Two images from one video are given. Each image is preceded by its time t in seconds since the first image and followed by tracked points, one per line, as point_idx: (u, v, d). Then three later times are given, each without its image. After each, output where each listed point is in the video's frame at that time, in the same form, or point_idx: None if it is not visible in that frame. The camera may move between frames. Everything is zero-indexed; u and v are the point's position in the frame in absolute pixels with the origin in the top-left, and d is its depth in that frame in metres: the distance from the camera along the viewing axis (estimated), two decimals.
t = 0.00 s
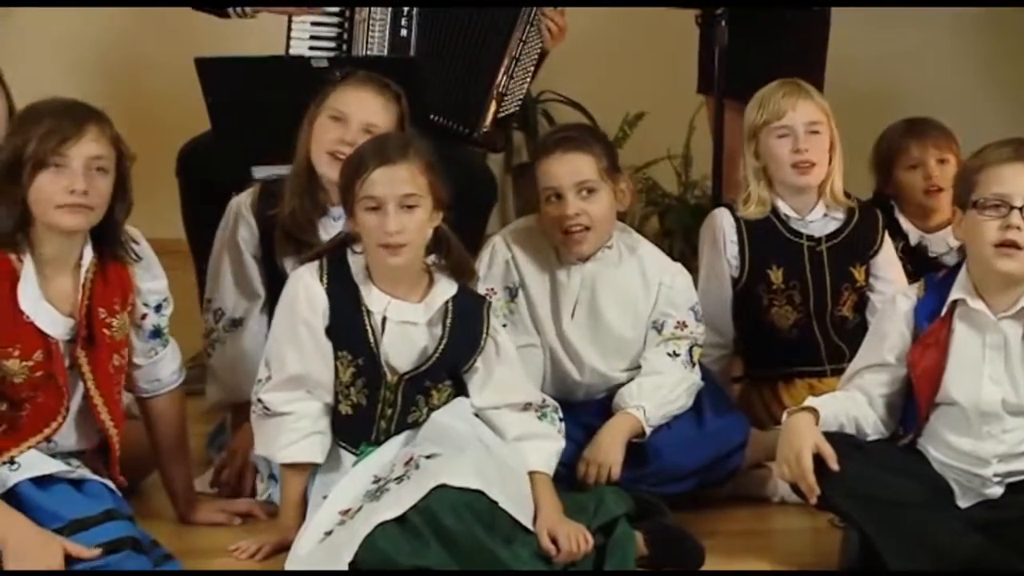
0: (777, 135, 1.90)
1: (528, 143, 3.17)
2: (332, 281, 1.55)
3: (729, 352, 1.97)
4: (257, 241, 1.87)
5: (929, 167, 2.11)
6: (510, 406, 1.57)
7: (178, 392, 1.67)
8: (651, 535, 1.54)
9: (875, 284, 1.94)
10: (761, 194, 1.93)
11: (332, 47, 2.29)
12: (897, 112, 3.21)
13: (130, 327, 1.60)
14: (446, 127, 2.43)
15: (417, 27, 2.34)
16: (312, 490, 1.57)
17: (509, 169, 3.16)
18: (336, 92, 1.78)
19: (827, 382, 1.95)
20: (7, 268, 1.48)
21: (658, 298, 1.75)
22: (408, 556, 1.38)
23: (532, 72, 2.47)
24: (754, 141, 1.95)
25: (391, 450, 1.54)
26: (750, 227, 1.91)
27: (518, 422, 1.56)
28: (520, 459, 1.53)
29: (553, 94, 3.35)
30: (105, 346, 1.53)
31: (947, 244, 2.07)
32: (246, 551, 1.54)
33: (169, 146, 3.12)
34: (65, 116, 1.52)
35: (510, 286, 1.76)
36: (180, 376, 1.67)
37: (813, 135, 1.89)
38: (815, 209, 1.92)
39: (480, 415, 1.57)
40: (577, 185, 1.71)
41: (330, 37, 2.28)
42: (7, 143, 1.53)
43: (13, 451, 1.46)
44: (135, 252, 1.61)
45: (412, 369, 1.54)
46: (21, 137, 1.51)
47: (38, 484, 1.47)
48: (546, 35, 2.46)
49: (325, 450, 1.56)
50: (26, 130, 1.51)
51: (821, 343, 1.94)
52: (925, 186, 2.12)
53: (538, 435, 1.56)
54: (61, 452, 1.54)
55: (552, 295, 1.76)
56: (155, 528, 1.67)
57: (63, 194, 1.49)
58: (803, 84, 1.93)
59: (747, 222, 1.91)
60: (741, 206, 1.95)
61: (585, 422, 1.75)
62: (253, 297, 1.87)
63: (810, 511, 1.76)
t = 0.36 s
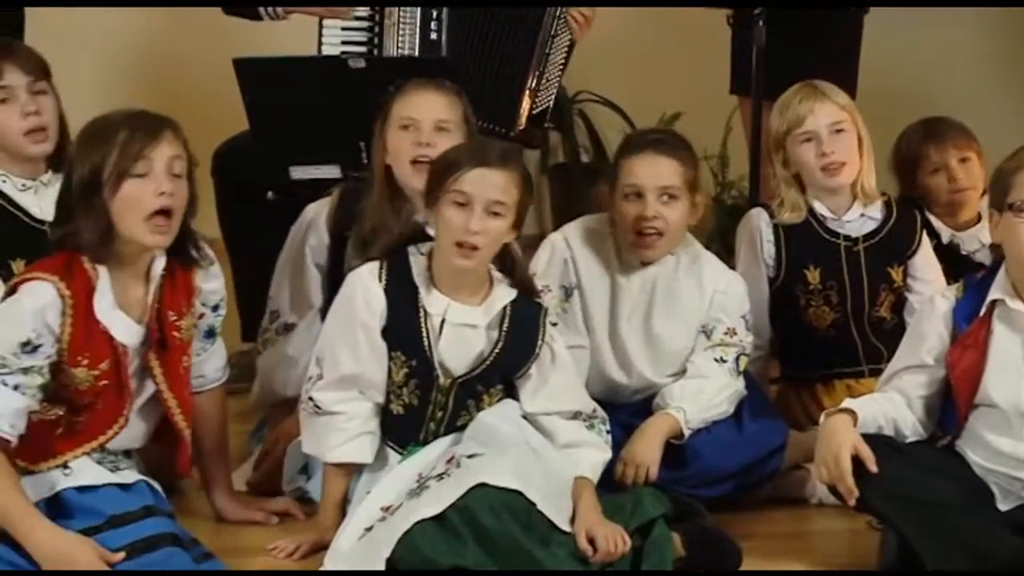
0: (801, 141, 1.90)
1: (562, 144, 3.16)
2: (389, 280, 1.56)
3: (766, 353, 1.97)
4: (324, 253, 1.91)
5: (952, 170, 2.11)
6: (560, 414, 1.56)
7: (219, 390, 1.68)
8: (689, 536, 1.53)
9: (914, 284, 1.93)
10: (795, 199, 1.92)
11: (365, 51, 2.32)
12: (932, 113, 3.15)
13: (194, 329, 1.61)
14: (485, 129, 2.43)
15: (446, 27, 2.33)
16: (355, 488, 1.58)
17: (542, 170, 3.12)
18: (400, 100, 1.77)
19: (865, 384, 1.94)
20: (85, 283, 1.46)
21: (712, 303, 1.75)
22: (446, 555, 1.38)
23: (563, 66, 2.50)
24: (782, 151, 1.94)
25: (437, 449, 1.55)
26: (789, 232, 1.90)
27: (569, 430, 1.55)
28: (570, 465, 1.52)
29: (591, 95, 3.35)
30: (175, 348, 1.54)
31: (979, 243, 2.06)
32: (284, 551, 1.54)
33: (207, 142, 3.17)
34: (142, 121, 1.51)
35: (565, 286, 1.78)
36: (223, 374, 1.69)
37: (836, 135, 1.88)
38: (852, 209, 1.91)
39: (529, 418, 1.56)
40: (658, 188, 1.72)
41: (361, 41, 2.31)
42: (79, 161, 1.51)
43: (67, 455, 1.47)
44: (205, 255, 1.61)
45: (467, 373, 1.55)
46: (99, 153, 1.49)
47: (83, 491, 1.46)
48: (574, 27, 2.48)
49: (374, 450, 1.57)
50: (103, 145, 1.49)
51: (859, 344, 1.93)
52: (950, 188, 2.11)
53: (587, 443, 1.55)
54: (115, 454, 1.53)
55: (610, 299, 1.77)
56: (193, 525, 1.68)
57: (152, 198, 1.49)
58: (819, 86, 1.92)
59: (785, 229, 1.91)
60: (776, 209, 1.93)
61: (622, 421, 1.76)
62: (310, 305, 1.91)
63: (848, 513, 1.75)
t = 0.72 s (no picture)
0: (855, 139, 1.88)
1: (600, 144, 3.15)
2: (432, 278, 1.55)
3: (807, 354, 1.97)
4: (374, 257, 1.93)
5: (991, 174, 2.10)
6: (600, 416, 1.56)
7: (272, 393, 1.69)
8: (727, 538, 1.52)
9: (956, 285, 1.93)
10: (838, 199, 1.90)
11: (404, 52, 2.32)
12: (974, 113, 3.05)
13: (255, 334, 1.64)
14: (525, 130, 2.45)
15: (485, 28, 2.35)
16: (391, 490, 1.58)
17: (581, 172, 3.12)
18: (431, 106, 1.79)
19: (906, 386, 1.92)
20: (147, 291, 1.46)
21: (765, 307, 1.75)
22: (478, 551, 1.38)
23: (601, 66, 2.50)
24: (832, 146, 1.91)
25: (474, 450, 1.55)
26: (830, 234, 1.89)
27: (610, 431, 1.55)
28: (609, 466, 1.52)
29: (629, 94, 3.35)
30: (239, 356, 1.54)
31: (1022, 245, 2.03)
32: (322, 549, 1.54)
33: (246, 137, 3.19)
34: (198, 129, 1.54)
35: (626, 284, 1.78)
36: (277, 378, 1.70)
37: (892, 136, 1.86)
38: (896, 209, 1.90)
39: (568, 419, 1.56)
40: (732, 189, 1.71)
41: (401, 43, 2.31)
42: (137, 173, 1.54)
43: (119, 460, 1.48)
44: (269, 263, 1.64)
45: (507, 374, 1.55)
46: (158, 162, 1.51)
47: (128, 492, 1.47)
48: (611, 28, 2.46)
49: (410, 451, 1.58)
50: (161, 154, 1.52)
51: (900, 344, 1.92)
52: (990, 193, 2.10)
53: (626, 444, 1.55)
54: (166, 460, 1.52)
55: (672, 299, 1.77)
56: (232, 524, 1.68)
57: (215, 205, 1.50)
58: (877, 84, 1.90)
59: (826, 229, 1.90)
60: (817, 208, 1.92)
61: (657, 417, 1.75)
62: (359, 305, 1.93)
63: (887, 515, 1.74)
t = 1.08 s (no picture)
0: (911, 133, 1.86)
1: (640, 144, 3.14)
2: (450, 279, 1.55)
3: (847, 356, 1.95)
4: (389, 262, 1.89)
5: None
6: (628, 411, 1.55)
7: (308, 394, 1.70)
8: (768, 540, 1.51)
9: (999, 288, 1.90)
10: (884, 191, 1.89)
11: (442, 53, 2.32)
12: None
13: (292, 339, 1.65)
14: (560, 130, 2.45)
15: (526, 31, 2.35)
16: (429, 490, 1.59)
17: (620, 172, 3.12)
18: (432, 107, 1.81)
19: (948, 388, 1.89)
20: (185, 307, 1.47)
21: (798, 307, 1.73)
22: (520, 553, 1.38)
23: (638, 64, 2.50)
24: (886, 136, 1.89)
25: (506, 452, 1.54)
26: (872, 230, 1.88)
27: (639, 427, 1.53)
28: (639, 463, 1.50)
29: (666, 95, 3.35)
30: (280, 368, 1.55)
31: None
32: (363, 549, 1.53)
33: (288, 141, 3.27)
34: (251, 155, 1.52)
35: (655, 282, 1.76)
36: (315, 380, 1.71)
37: (949, 138, 1.85)
38: (939, 210, 1.88)
39: (599, 416, 1.55)
40: (751, 188, 1.70)
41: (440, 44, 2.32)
42: (186, 183, 1.52)
43: (153, 460, 1.49)
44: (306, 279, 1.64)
45: (531, 372, 1.54)
46: (207, 183, 1.50)
47: (170, 488, 1.48)
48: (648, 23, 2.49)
49: (437, 450, 1.57)
50: (210, 176, 1.51)
51: (942, 345, 1.89)
52: None
53: (657, 439, 1.53)
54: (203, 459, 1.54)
55: (699, 297, 1.75)
56: (271, 524, 1.68)
57: (257, 236, 1.49)
58: (943, 84, 1.88)
59: (867, 224, 1.89)
60: (862, 199, 1.91)
61: (699, 421, 1.74)
62: (380, 314, 1.91)
63: (930, 518, 1.72)
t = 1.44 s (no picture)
0: (965, 133, 1.86)
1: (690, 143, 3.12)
2: (489, 277, 1.56)
3: (899, 357, 1.95)
4: (409, 267, 1.92)
5: None
6: (670, 408, 1.54)
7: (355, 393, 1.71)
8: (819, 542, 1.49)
9: None
10: (937, 191, 1.88)
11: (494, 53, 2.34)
12: None
13: (326, 332, 1.66)
14: (608, 130, 2.44)
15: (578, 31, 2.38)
16: (477, 490, 1.58)
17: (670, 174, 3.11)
18: (435, 114, 1.81)
19: (1003, 391, 1.87)
20: (217, 297, 1.50)
21: (832, 302, 1.72)
22: (574, 558, 1.38)
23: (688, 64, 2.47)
24: (941, 135, 1.89)
25: (552, 453, 1.54)
26: (924, 228, 1.86)
27: (678, 424, 1.53)
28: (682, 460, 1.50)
29: (718, 96, 3.32)
30: (309, 356, 1.56)
31: None
32: (413, 548, 1.54)
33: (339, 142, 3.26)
34: (278, 146, 1.53)
35: (688, 281, 1.75)
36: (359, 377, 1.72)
37: (1005, 140, 1.85)
38: (993, 212, 1.86)
39: (642, 416, 1.55)
40: (744, 193, 1.68)
41: (493, 44, 2.34)
42: (217, 171, 1.54)
43: (198, 451, 1.50)
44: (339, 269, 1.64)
45: (573, 372, 1.54)
46: (232, 172, 1.52)
47: (219, 480, 1.50)
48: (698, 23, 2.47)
49: (484, 450, 1.57)
50: (236, 165, 1.52)
51: (997, 347, 1.86)
52: None
53: (701, 436, 1.52)
54: (247, 451, 1.56)
55: (724, 296, 1.73)
56: (321, 522, 1.69)
57: (278, 229, 1.50)
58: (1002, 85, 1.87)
59: (920, 222, 1.87)
60: (916, 200, 1.91)
61: (747, 423, 1.73)
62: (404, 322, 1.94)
63: (986, 521, 1.71)
